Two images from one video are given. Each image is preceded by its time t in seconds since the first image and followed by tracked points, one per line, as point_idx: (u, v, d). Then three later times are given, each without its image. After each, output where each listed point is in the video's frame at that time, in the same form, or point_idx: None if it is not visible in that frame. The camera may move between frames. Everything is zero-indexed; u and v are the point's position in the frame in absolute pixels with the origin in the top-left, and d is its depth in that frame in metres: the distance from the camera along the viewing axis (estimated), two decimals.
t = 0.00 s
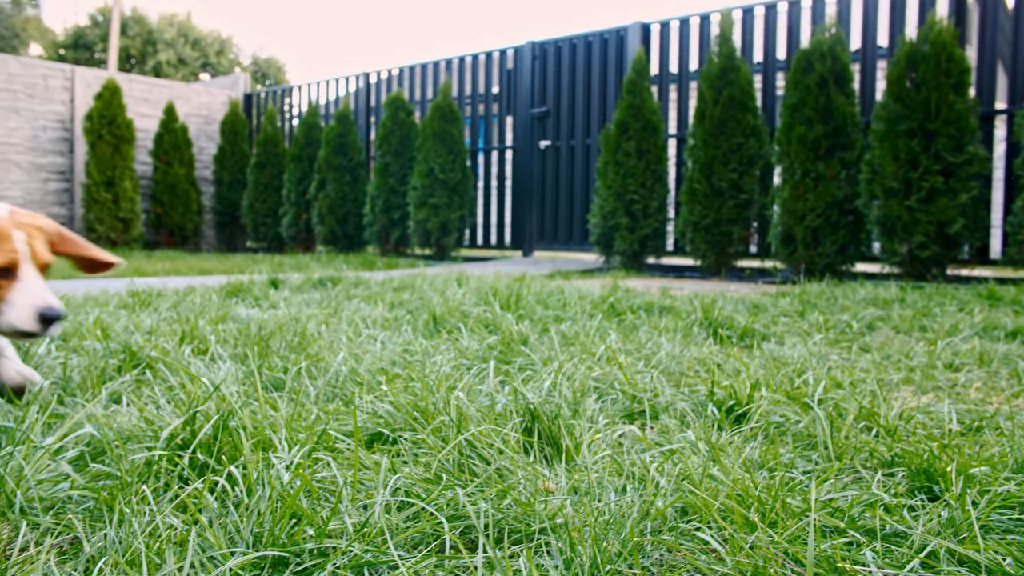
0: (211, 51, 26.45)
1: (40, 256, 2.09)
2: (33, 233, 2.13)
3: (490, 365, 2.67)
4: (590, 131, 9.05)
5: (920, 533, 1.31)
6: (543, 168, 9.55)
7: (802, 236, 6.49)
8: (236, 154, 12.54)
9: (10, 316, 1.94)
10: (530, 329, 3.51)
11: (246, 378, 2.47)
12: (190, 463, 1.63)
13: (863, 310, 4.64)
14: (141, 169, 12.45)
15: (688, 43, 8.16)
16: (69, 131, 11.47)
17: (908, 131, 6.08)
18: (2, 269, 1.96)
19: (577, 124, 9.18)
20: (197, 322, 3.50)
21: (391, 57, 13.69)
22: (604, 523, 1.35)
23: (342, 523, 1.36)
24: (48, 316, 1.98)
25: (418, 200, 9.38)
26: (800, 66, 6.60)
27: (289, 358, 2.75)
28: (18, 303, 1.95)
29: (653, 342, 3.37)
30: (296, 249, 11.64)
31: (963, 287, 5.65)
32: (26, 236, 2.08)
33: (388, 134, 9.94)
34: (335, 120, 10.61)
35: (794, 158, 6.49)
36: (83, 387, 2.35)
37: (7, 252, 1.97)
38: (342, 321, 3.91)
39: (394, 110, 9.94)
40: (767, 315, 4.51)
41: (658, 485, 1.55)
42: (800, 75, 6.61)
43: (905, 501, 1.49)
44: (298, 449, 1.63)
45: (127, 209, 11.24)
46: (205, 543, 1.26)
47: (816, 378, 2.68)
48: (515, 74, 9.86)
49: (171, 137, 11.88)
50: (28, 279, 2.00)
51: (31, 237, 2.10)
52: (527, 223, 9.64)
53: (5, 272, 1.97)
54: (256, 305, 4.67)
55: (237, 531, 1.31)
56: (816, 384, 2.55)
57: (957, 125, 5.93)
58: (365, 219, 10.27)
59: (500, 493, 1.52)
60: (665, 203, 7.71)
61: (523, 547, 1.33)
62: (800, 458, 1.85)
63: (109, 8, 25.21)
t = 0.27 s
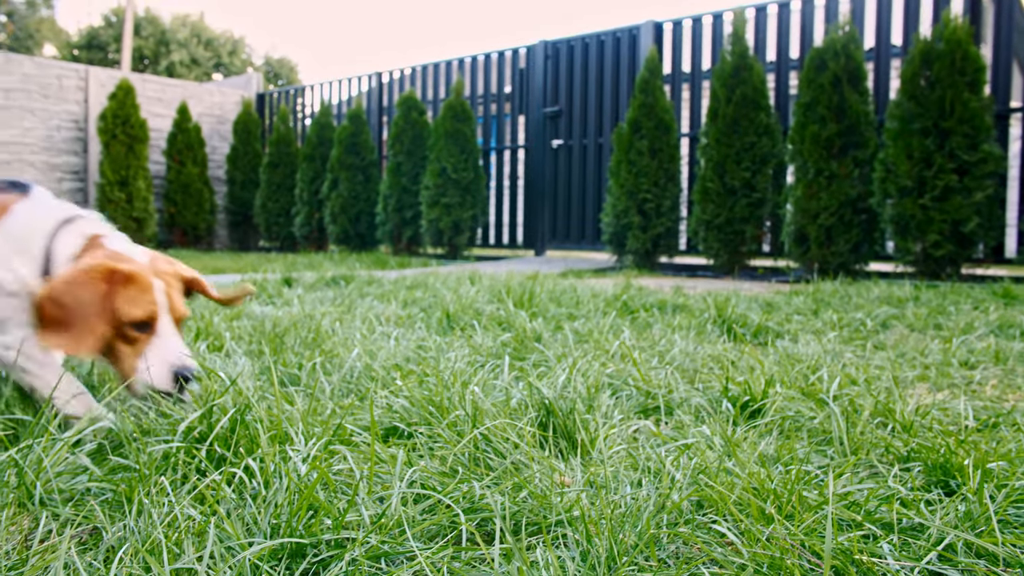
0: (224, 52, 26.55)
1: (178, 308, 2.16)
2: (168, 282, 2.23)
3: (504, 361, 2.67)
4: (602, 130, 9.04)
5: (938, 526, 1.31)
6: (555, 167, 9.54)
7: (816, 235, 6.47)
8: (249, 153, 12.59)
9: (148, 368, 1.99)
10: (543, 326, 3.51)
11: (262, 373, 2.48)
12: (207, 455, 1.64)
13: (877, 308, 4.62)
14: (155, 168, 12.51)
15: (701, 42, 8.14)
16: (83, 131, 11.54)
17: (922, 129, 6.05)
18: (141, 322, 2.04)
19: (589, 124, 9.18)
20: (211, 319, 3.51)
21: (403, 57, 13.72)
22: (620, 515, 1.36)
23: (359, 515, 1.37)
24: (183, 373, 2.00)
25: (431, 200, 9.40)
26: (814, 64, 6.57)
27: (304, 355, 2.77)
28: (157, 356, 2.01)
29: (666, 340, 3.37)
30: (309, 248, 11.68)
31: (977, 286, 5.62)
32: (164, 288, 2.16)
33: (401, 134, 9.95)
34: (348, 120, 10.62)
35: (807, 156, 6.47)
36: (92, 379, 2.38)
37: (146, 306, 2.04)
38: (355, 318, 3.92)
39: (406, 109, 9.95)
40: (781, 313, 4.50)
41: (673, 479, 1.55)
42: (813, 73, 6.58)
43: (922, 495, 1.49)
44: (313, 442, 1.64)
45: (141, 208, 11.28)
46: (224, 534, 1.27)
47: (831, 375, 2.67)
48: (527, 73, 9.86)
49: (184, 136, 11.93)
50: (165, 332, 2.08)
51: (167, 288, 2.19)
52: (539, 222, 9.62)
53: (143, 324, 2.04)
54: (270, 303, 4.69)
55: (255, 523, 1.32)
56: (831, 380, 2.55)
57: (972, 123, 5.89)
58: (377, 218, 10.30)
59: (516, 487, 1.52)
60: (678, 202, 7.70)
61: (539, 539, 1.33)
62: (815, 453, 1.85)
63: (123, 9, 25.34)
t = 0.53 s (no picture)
0: (235, 52, 26.57)
1: (274, 326, 2.07)
2: (264, 295, 2.14)
3: (513, 358, 2.67)
4: (612, 129, 9.03)
5: (949, 522, 1.30)
6: (565, 166, 9.52)
7: (827, 234, 6.45)
8: (260, 153, 12.62)
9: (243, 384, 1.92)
10: (553, 324, 3.51)
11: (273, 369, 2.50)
12: (218, 449, 1.65)
13: (889, 307, 4.60)
14: (166, 168, 12.56)
15: (711, 42, 8.12)
16: (95, 131, 11.58)
17: (934, 128, 6.01)
18: (236, 342, 1.97)
19: (599, 123, 9.17)
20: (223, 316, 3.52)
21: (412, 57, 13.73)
22: (630, 510, 1.35)
23: (369, 508, 1.37)
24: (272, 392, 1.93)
25: (441, 199, 9.41)
26: (825, 62, 6.53)
27: (315, 352, 2.78)
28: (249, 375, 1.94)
29: (677, 337, 3.37)
30: (319, 248, 11.71)
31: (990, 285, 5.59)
32: (258, 303, 2.07)
33: (411, 133, 9.95)
34: (358, 120, 10.63)
35: (818, 155, 6.44)
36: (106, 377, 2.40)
37: (240, 326, 1.98)
38: (365, 316, 3.93)
39: (416, 109, 9.95)
40: (792, 312, 4.49)
41: (683, 474, 1.55)
42: (824, 72, 6.54)
43: (935, 491, 1.48)
44: (325, 436, 1.65)
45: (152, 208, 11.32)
46: (236, 527, 1.28)
47: (842, 372, 2.67)
48: (537, 72, 9.85)
49: (195, 136, 11.97)
50: (259, 350, 2.00)
51: (263, 304, 2.09)
52: (549, 222, 9.61)
53: (239, 344, 1.98)
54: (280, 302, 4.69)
55: (266, 516, 1.32)
56: (842, 378, 2.54)
57: (985, 121, 5.85)
58: (388, 218, 10.32)
59: (526, 481, 1.52)
60: (689, 201, 7.68)
61: (550, 533, 1.33)
62: (827, 449, 1.84)
63: (134, 10, 25.40)
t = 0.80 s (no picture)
0: (249, 53, 26.62)
1: (354, 331, 1.94)
2: (349, 297, 2.00)
3: (526, 355, 2.67)
4: (626, 128, 9.01)
5: (964, 518, 1.29)
6: (578, 165, 9.51)
7: (841, 233, 6.42)
8: (274, 153, 12.66)
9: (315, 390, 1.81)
10: (565, 322, 3.50)
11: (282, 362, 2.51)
12: (229, 443, 1.65)
13: (905, 306, 4.57)
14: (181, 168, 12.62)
15: (725, 40, 8.09)
16: (110, 132, 11.66)
17: (951, 126, 5.96)
18: (312, 344, 1.85)
19: (612, 122, 9.15)
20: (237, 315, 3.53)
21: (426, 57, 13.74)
22: (640, 504, 1.35)
23: (378, 502, 1.37)
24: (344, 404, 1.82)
25: (454, 198, 9.41)
26: (840, 60, 6.48)
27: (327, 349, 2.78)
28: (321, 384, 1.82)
29: (690, 335, 3.35)
30: (333, 247, 11.74)
31: (1008, 284, 5.54)
32: (342, 305, 1.93)
33: (424, 133, 9.95)
34: (371, 120, 10.64)
35: (833, 154, 6.40)
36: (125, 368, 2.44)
37: (318, 328, 1.85)
38: (378, 314, 3.93)
39: (430, 109, 9.95)
40: (806, 310, 4.46)
41: (695, 470, 1.54)
42: (839, 70, 6.49)
43: (949, 487, 1.46)
44: (335, 431, 1.65)
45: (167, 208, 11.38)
46: (245, 518, 1.28)
47: (856, 370, 2.65)
48: (550, 72, 9.83)
49: (210, 137, 12.02)
50: (337, 358, 1.86)
51: (346, 306, 1.96)
52: (562, 221, 9.59)
53: (316, 347, 1.86)
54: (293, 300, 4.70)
55: (275, 509, 1.32)
56: (856, 375, 2.53)
57: (1003, 119, 5.79)
58: (401, 217, 10.34)
59: (537, 476, 1.52)
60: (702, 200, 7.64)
61: (560, 527, 1.33)
62: (840, 447, 1.82)
63: (150, 12, 25.52)
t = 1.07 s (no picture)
0: (267, 53, 26.60)
1: (425, 345, 1.86)
2: (422, 305, 1.93)
3: (542, 351, 2.65)
4: (643, 126, 8.97)
5: (987, 516, 1.26)
6: (595, 163, 9.48)
7: (862, 231, 6.36)
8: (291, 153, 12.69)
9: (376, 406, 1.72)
10: (581, 320, 3.47)
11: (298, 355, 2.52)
12: (242, 435, 1.64)
13: (926, 304, 4.51)
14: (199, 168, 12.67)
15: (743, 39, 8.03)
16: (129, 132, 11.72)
17: (972, 122, 5.88)
18: (381, 355, 1.77)
19: (630, 120, 9.11)
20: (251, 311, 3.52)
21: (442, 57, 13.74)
22: (655, 499, 1.34)
23: (390, 495, 1.36)
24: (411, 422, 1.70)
25: (471, 197, 9.40)
26: (860, 57, 6.41)
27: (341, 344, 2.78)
28: (386, 401, 1.71)
29: (708, 332, 3.32)
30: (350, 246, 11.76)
31: None
32: (412, 314, 1.86)
33: (441, 131, 9.95)
34: (388, 119, 10.64)
35: (852, 151, 6.34)
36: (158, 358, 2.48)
37: (387, 339, 1.77)
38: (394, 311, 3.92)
39: (447, 107, 9.94)
40: (826, 308, 4.41)
41: (712, 465, 1.52)
42: (859, 66, 6.41)
43: (972, 483, 1.43)
44: (350, 423, 1.64)
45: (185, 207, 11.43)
46: (255, 510, 1.27)
47: (877, 367, 2.61)
48: (567, 70, 9.80)
49: (228, 136, 12.06)
50: (403, 370, 1.78)
51: (418, 316, 1.88)
52: (579, 220, 9.56)
53: (385, 358, 1.78)
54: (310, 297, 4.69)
55: (287, 501, 1.32)
56: (876, 372, 2.49)
57: None
58: (418, 216, 10.35)
59: (551, 470, 1.50)
60: (720, 198, 7.59)
61: (575, 521, 1.31)
62: (860, 443, 1.79)
63: (168, 13, 25.60)
